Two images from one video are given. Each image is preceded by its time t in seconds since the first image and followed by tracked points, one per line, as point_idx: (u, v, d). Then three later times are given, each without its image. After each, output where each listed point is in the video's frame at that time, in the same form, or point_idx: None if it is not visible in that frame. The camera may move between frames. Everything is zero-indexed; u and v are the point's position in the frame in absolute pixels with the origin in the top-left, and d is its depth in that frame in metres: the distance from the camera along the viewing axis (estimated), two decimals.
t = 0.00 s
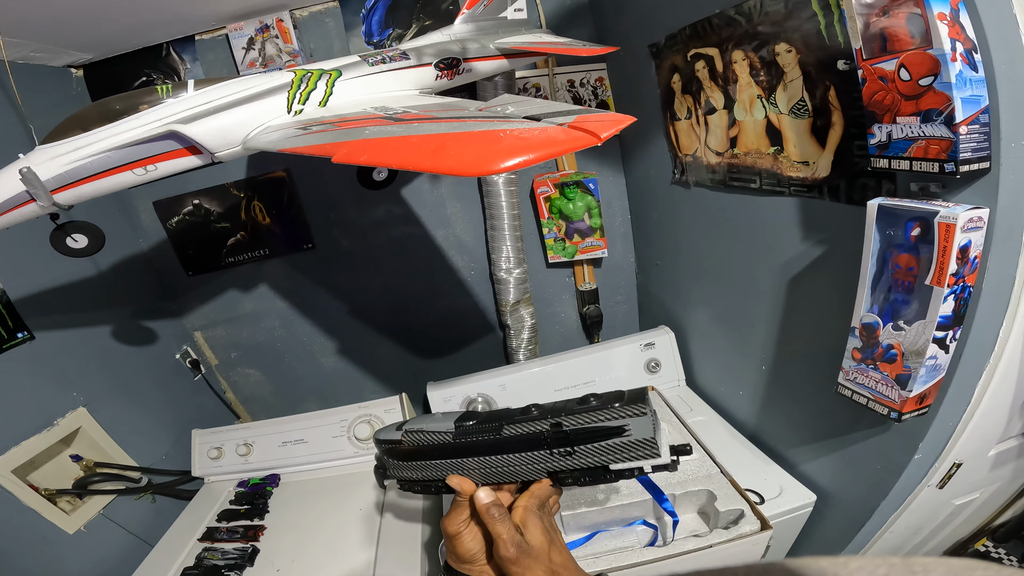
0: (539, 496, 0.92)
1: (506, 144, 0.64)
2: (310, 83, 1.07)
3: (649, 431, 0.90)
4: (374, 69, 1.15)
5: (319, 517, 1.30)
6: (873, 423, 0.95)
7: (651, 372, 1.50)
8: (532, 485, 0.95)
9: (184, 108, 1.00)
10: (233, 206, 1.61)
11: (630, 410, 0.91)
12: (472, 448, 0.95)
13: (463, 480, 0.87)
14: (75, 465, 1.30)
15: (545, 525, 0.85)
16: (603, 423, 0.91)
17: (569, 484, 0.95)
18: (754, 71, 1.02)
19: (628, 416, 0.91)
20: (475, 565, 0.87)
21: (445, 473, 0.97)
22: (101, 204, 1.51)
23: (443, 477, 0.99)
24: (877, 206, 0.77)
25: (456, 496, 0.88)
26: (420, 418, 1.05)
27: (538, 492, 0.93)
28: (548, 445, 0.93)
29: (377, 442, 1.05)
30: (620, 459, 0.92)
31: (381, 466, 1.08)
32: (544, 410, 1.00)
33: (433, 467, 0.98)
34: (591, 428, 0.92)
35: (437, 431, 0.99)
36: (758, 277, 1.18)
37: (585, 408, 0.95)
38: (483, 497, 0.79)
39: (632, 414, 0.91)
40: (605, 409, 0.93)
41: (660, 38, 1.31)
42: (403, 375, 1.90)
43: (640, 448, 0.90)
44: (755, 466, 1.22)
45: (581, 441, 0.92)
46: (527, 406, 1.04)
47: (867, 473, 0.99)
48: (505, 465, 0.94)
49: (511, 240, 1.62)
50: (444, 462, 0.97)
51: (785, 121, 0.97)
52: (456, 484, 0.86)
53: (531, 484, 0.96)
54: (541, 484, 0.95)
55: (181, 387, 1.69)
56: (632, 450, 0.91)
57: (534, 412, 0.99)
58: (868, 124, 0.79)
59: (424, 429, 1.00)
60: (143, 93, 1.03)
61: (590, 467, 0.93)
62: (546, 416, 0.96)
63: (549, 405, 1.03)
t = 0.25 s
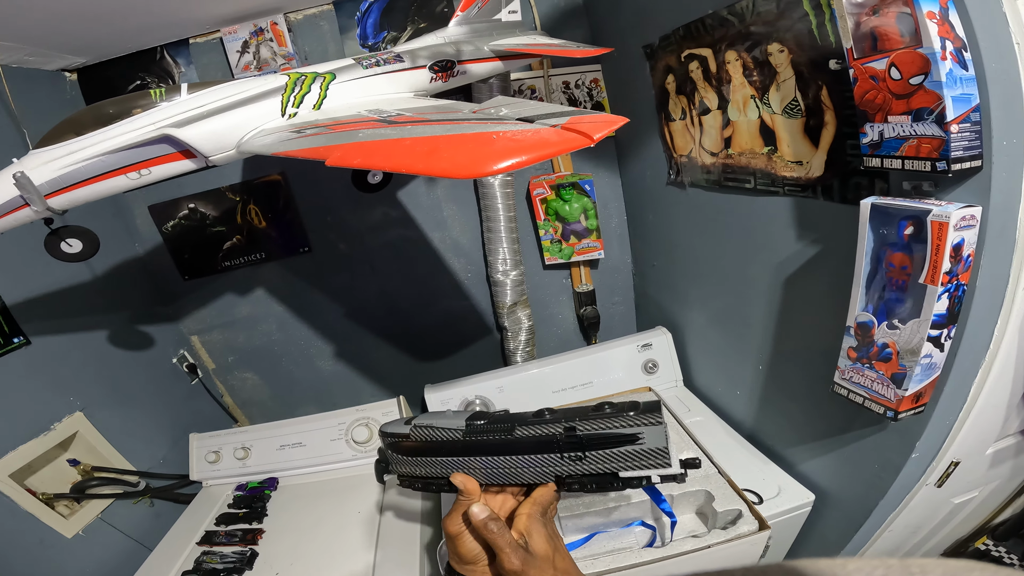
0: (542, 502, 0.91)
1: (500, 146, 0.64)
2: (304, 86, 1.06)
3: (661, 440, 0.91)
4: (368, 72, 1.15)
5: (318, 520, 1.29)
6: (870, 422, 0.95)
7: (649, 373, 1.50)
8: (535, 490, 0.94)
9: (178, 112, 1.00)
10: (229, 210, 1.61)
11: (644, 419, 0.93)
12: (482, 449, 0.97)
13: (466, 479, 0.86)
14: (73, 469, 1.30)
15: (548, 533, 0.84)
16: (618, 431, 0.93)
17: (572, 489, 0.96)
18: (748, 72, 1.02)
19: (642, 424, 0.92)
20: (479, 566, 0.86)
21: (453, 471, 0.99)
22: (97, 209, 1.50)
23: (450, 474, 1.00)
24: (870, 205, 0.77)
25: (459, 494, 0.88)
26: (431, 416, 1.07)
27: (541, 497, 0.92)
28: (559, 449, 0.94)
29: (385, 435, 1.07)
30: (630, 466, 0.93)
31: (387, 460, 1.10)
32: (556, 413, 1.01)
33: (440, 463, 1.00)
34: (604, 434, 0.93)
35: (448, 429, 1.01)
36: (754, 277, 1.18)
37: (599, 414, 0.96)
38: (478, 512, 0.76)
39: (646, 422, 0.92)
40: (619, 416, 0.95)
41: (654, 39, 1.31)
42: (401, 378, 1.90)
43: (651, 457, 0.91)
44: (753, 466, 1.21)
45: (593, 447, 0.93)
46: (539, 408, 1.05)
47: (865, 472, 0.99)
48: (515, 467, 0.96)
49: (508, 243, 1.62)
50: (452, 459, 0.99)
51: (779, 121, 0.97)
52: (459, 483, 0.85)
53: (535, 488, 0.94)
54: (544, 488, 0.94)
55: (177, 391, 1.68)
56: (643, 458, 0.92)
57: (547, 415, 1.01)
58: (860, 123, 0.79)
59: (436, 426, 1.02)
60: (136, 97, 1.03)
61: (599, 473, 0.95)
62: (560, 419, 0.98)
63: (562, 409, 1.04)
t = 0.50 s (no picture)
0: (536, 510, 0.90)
1: (486, 150, 0.64)
2: (294, 90, 1.06)
3: (639, 440, 0.88)
4: (358, 76, 1.15)
5: (314, 524, 1.28)
6: (865, 423, 0.95)
7: (645, 375, 1.50)
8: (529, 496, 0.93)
9: (167, 117, 1.00)
10: (223, 215, 1.60)
11: (624, 418, 0.90)
12: (466, 446, 0.98)
13: (451, 475, 0.86)
14: (69, 474, 1.31)
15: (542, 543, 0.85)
16: (596, 429, 0.91)
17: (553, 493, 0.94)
18: (738, 72, 1.02)
19: (621, 422, 0.90)
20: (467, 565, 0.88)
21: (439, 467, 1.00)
22: (90, 214, 1.50)
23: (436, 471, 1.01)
24: (860, 205, 0.77)
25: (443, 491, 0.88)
26: (424, 413, 1.10)
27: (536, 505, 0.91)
28: (538, 446, 0.94)
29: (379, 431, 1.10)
30: (609, 467, 0.90)
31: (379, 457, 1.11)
32: (541, 412, 1.01)
33: (426, 460, 1.01)
34: (582, 432, 0.91)
35: (436, 425, 1.03)
36: (747, 278, 1.18)
37: (582, 413, 0.95)
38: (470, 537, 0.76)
39: (625, 421, 0.90)
40: (598, 415, 0.93)
41: (646, 40, 1.31)
42: (397, 382, 1.89)
43: (630, 458, 0.89)
44: (750, 467, 1.20)
45: (571, 446, 0.92)
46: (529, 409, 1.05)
47: (860, 474, 0.98)
48: (497, 464, 0.96)
49: (502, 245, 1.62)
50: (438, 457, 1.00)
51: (770, 122, 0.97)
52: (444, 479, 0.85)
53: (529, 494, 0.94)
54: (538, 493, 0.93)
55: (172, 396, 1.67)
56: (622, 459, 0.89)
57: (532, 413, 1.01)
58: (849, 124, 0.79)
59: (425, 421, 1.05)
60: (125, 102, 1.03)
61: (580, 474, 0.92)
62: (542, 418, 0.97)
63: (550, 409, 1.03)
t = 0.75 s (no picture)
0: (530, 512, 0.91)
1: (476, 153, 0.64)
2: (287, 94, 1.07)
3: (623, 432, 0.87)
4: (352, 79, 1.15)
5: (312, 527, 1.27)
6: (861, 423, 0.94)
7: (642, 376, 1.49)
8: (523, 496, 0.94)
9: (159, 122, 1.00)
10: (219, 219, 1.60)
11: (608, 410, 0.90)
12: (457, 445, 0.98)
13: (444, 472, 0.88)
14: (66, 478, 1.29)
15: (536, 546, 0.86)
16: (580, 423, 0.90)
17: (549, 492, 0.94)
18: (731, 73, 1.02)
19: (604, 415, 0.89)
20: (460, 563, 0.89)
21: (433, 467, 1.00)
22: (86, 219, 1.49)
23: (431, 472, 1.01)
24: (853, 205, 0.77)
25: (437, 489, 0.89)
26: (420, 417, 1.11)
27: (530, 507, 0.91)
28: (526, 443, 0.93)
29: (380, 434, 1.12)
30: (595, 462, 0.89)
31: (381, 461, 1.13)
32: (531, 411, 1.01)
33: (420, 460, 1.01)
34: (568, 427, 0.91)
35: (430, 426, 1.04)
36: (743, 279, 1.18)
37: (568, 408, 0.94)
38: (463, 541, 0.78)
39: (609, 413, 0.89)
40: (582, 409, 0.92)
41: (640, 42, 1.32)
42: (394, 385, 1.88)
43: (615, 452, 0.88)
44: (747, 469, 1.19)
45: (558, 441, 0.91)
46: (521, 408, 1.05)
47: (857, 474, 0.98)
48: (488, 462, 0.96)
49: (499, 248, 1.62)
50: (432, 457, 1.00)
51: (763, 122, 0.97)
52: (437, 477, 0.86)
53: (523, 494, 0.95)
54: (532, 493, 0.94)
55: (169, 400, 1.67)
56: (607, 452, 0.88)
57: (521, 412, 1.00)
58: (840, 123, 0.79)
59: (419, 423, 1.05)
60: (117, 107, 1.03)
61: (568, 469, 0.92)
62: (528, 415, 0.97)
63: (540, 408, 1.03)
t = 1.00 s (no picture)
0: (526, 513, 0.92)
1: (466, 157, 0.64)
2: (281, 99, 1.07)
3: (595, 411, 0.98)
4: (346, 84, 1.15)
5: (311, 530, 1.27)
6: (857, 424, 0.94)
7: (639, 378, 1.49)
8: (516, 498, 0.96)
9: (153, 127, 1.00)
10: (216, 223, 1.61)
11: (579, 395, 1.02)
12: (445, 443, 1.01)
13: (432, 470, 0.93)
14: (65, 482, 1.29)
15: (539, 547, 0.86)
16: (556, 408, 0.99)
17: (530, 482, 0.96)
18: (723, 74, 1.02)
19: (574, 400, 1.00)
20: (458, 563, 0.89)
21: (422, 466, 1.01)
22: (83, 224, 1.49)
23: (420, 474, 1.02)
24: (845, 206, 0.77)
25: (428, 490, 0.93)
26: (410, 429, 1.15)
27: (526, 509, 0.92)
28: (507, 433, 0.98)
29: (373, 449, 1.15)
30: (571, 443, 0.96)
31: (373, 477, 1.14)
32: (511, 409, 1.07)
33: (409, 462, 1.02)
34: (543, 413, 0.99)
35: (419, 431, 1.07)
36: (739, 280, 1.17)
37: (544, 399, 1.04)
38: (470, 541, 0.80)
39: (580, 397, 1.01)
40: (556, 397, 1.02)
41: (634, 44, 1.32)
42: (392, 388, 1.88)
43: (590, 430, 0.96)
44: (745, 471, 1.19)
45: (536, 427, 0.97)
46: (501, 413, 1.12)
47: (854, 476, 0.97)
48: (472, 455, 0.98)
49: (496, 251, 1.62)
50: (419, 458, 1.02)
51: (756, 123, 0.97)
52: (426, 474, 0.92)
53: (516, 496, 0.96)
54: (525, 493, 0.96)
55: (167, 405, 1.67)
56: (582, 431, 0.97)
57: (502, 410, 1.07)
58: (831, 124, 0.79)
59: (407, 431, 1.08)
60: (111, 112, 1.03)
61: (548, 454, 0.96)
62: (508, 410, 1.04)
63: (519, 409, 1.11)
